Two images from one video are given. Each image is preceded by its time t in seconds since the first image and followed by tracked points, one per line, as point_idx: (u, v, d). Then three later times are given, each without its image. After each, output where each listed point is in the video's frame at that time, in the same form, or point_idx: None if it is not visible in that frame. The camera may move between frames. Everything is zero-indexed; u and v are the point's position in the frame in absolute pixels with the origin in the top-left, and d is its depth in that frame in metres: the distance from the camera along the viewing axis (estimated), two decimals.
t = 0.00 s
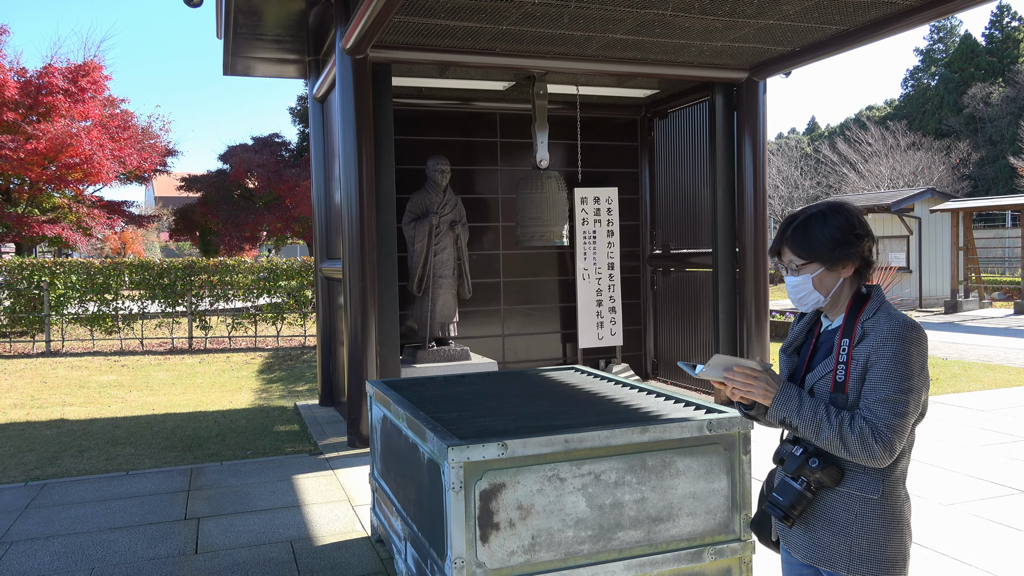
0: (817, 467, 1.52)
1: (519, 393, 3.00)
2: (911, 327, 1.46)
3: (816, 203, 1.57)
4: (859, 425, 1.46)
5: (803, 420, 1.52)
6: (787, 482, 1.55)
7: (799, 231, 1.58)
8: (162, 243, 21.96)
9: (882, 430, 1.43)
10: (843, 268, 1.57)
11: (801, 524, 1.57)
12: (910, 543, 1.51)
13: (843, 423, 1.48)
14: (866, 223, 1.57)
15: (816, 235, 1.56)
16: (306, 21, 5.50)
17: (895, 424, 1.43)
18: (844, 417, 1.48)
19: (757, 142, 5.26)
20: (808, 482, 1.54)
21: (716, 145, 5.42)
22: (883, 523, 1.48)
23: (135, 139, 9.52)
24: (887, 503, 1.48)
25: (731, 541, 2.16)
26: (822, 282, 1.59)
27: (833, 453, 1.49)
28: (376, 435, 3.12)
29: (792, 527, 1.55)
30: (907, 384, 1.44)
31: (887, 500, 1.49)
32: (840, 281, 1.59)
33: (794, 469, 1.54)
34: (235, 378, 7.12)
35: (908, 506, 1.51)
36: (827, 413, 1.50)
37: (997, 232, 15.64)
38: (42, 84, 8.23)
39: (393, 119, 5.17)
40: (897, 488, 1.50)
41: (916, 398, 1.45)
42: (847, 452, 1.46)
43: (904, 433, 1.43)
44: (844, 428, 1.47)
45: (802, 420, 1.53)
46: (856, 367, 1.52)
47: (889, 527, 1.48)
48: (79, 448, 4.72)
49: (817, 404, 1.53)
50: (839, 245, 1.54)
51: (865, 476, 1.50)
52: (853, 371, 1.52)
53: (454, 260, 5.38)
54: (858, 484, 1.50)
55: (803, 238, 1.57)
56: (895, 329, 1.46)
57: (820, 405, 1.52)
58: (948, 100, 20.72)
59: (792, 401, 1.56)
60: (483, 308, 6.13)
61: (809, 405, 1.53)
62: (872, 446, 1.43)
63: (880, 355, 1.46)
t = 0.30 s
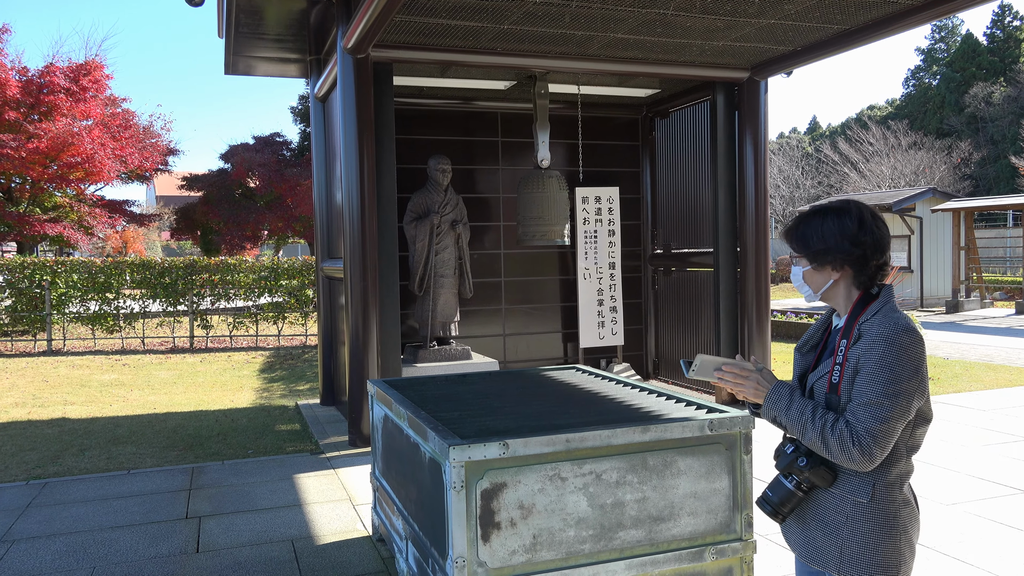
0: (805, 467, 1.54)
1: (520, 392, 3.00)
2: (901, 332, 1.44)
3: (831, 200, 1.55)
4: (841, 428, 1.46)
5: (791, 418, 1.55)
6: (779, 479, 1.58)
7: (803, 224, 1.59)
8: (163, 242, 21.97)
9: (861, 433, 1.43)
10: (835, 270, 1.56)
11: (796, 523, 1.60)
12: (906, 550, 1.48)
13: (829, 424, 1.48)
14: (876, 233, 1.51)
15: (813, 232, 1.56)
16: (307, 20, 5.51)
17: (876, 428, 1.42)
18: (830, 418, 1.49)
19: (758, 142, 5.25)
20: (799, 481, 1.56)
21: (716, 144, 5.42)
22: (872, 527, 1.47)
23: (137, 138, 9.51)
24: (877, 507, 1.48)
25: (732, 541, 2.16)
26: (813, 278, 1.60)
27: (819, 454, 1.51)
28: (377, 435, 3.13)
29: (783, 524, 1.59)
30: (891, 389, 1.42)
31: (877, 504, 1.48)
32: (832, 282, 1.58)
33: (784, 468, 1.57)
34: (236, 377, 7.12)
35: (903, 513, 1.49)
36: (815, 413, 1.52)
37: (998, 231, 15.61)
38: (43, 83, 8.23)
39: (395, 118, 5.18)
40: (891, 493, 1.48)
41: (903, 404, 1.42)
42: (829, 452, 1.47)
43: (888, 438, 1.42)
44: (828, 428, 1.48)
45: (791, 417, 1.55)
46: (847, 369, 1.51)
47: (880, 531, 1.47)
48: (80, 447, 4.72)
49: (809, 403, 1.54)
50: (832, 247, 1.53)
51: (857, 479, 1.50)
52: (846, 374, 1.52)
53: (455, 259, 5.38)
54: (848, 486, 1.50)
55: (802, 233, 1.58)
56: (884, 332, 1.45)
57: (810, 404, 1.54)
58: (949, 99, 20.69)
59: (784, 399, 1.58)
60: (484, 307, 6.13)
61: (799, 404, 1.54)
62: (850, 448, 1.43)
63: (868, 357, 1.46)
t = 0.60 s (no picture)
0: (811, 469, 1.56)
1: (522, 393, 3.00)
2: (905, 338, 1.42)
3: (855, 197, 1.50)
4: (840, 434, 1.46)
5: (796, 420, 1.56)
6: (788, 481, 1.60)
7: (826, 220, 1.54)
8: (164, 244, 22.00)
9: (857, 440, 1.42)
10: (855, 269, 1.51)
11: (808, 525, 1.61)
12: (917, 562, 1.45)
13: (829, 428, 1.49)
14: (899, 234, 1.45)
15: (834, 229, 1.51)
16: (309, 21, 5.51)
17: (871, 436, 1.41)
18: (831, 423, 1.49)
19: (760, 143, 5.26)
20: (807, 484, 1.57)
21: (718, 146, 5.42)
22: (876, 536, 1.45)
23: (140, 139, 9.52)
24: (882, 516, 1.46)
25: (734, 542, 2.16)
26: (835, 276, 1.56)
27: (822, 458, 1.52)
28: (379, 436, 3.13)
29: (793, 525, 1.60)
30: (891, 398, 1.40)
31: (884, 513, 1.46)
32: (853, 280, 1.53)
33: (792, 468, 1.59)
34: (238, 377, 7.13)
35: (914, 524, 1.45)
36: (818, 416, 1.52)
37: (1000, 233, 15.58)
38: (46, 83, 8.24)
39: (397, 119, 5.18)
40: (899, 502, 1.45)
41: (903, 414, 1.40)
42: (829, 457, 1.48)
43: (884, 447, 1.40)
44: (827, 433, 1.48)
45: (797, 418, 1.56)
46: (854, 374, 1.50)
47: (884, 539, 1.45)
48: (82, 448, 4.73)
49: (816, 405, 1.54)
50: (850, 245, 1.49)
51: (863, 486, 1.48)
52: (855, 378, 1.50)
53: (457, 260, 5.39)
54: (854, 493, 1.50)
55: (823, 230, 1.53)
56: (889, 338, 1.43)
57: (816, 406, 1.54)
58: (952, 100, 20.68)
59: (792, 401, 1.58)
60: (486, 308, 6.13)
61: (805, 406, 1.55)
62: (844, 454, 1.44)
63: (871, 363, 1.45)
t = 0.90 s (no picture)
0: (841, 484, 1.51)
1: (523, 396, 3.00)
2: (928, 348, 1.36)
3: (892, 198, 1.45)
4: (862, 448, 1.41)
5: (821, 432, 1.52)
6: (822, 496, 1.56)
7: (861, 220, 1.50)
8: (166, 246, 22.02)
9: (877, 454, 1.38)
10: (885, 273, 1.46)
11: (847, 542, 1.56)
12: None
13: (851, 442, 1.44)
14: (933, 238, 1.39)
15: (866, 230, 1.47)
16: (310, 24, 5.52)
17: (890, 450, 1.36)
18: (853, 436, 1.44)
19: (761, 146, 5.27)
20: (841, 500, 1.53)
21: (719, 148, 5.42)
22: (908, 555, 1.40)
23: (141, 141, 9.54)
24: (913, 534, 1.40)
25: (735, 544, 2.16)
26: (866, 279, 1.51)
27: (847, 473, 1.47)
28: (380, 438, 3.13)
29: (830, 543, 1.56)
30: (912, 411, 1.35)
31: (914, 530, 1.40)
32: (885, 284, 1.48)
33: (824, 484, 1.55)
34: (239, 379, 7.13)
35: (949, 543, 1.38)
36: (842, 428, 1.47)
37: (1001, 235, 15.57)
38: (47, 86, 8.25)
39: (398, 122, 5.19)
40: (932, 520, 1.39)
41: (925, 427, 1.34)
42: (851, 471, 1.43)
43: (903, 461, 1.35)
44: (849, 446, 1.44)
45: (822, 431, 1.52)
46: (878, 385, 1.45)
47: (917, 559, 1.39)
48: (83, 449, 4.73)
49: (841, 417, 1.50)
50: (881, 248, 1.44)
51: (892, 502, 1.43)
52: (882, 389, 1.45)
53: (457, 262, 5.39)
54: (884, 509, 1.45)
55: (856, 230, 1.49)
56: (911, 348, 1.38)
57: (842, 418, 1.49)
58: (953, 103, 20.67)
59: (820, 413, 1.53)
60: (487, 310, 6.14)
61: (830, 418, 1.51)
62: (864, 468, 1.40)
63: (895, 373, 1.40)
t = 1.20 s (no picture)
0: (863, 488, 1.52)
1: (526, 397, 3.00)
2: (937, 352, 1.35)
3: (917, 198, 1.43)
4: (878, 454, 1.41)
5: (843, 436, 1.52)
6: (847, 500, 1.57)
7: (886, 219, 1.48)
8: (168, 247, 22.06)
9: (889, 460, 1.38)
10: (908, 273, 1.43)
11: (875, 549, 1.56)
12: None
13: (868, 447, 1.44)
14: (957, 238, 1.36)
15: (890, 230, 1.45)
16: (312, 25, 5.52)
17: (901, 456, 1.36)
18: (869, 441, 1.44)
19: (763, 146, 5.26)
20: (867, 507, 1.53)
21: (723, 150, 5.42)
22: (925, 561, 1.39)
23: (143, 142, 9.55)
24: (928, 540, 1.39)
25: (737, 546, 2.16)
26: (891, 279, 1.48)
27: (868, 479, 1.47)
28: (382, 439, 3.13)
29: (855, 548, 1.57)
30: (922, 418, 1.34)
31: (930, 537, 1.39)
32: (909, 284, 1.45)
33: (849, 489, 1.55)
34: (241, 380, 7.13)
35: (969, 551, 1.36)
36: (862, 433, 1.47)
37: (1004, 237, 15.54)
38: (50, 87, 8.21)
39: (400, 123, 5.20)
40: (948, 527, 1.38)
41: (936, 433, 1.33)
42: (868, 476, 1.43)
43: (915, 467, 1.34)
44: (865, 451, 1.44)
45: (844, 435, 1.52)
46: (894, 389, 1.44)
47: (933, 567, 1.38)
48: (86, 450, 4.74)
49: (862, 420, 1.49)
50: (904, 248, 1.42)
51: (911, 508, 1.43)
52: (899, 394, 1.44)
53: (459, 263, 5.39)
54: (903, 514, 1.44)
55: (880, 230, 1.47)
56: (922, 352, 1.37)
57: (863, 422, 1.48)
58: (955, 104, 20.63)
59: (843, 417, 1.52)
60: (489, 311, 6.14)
61: (851, 422, 1.50)
62: (877, 474, 1.40)
63: (908, 379, 1.39)
